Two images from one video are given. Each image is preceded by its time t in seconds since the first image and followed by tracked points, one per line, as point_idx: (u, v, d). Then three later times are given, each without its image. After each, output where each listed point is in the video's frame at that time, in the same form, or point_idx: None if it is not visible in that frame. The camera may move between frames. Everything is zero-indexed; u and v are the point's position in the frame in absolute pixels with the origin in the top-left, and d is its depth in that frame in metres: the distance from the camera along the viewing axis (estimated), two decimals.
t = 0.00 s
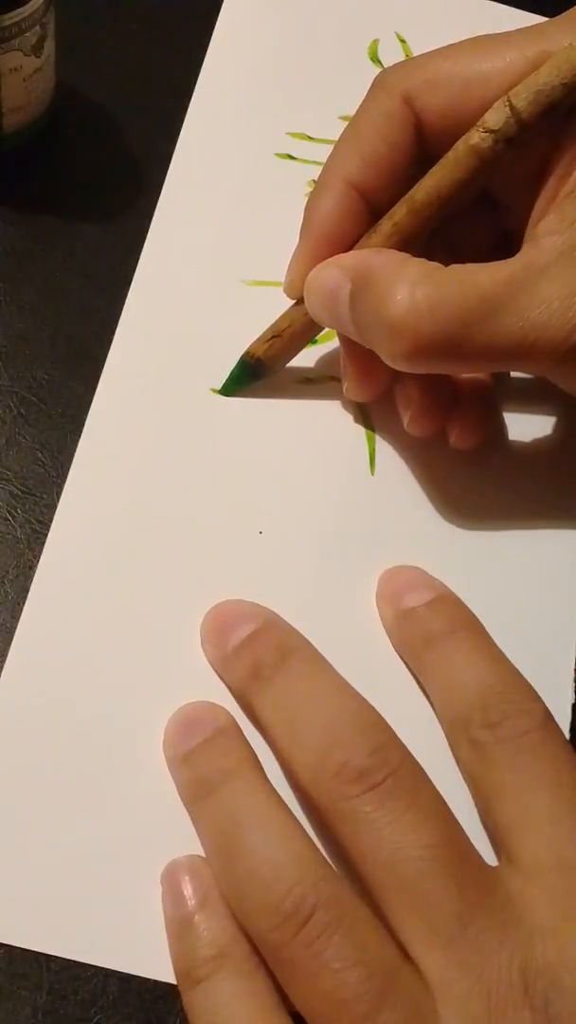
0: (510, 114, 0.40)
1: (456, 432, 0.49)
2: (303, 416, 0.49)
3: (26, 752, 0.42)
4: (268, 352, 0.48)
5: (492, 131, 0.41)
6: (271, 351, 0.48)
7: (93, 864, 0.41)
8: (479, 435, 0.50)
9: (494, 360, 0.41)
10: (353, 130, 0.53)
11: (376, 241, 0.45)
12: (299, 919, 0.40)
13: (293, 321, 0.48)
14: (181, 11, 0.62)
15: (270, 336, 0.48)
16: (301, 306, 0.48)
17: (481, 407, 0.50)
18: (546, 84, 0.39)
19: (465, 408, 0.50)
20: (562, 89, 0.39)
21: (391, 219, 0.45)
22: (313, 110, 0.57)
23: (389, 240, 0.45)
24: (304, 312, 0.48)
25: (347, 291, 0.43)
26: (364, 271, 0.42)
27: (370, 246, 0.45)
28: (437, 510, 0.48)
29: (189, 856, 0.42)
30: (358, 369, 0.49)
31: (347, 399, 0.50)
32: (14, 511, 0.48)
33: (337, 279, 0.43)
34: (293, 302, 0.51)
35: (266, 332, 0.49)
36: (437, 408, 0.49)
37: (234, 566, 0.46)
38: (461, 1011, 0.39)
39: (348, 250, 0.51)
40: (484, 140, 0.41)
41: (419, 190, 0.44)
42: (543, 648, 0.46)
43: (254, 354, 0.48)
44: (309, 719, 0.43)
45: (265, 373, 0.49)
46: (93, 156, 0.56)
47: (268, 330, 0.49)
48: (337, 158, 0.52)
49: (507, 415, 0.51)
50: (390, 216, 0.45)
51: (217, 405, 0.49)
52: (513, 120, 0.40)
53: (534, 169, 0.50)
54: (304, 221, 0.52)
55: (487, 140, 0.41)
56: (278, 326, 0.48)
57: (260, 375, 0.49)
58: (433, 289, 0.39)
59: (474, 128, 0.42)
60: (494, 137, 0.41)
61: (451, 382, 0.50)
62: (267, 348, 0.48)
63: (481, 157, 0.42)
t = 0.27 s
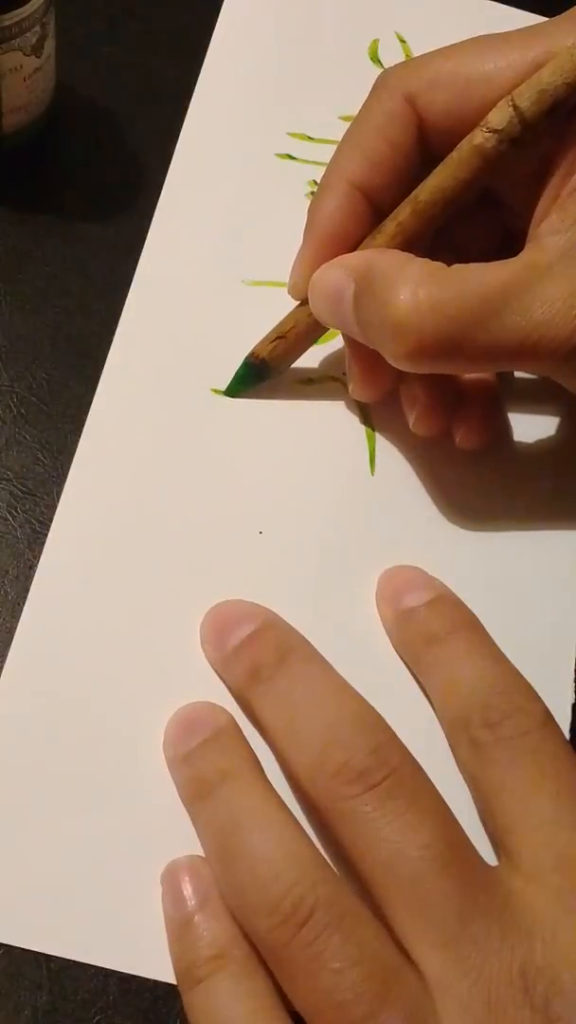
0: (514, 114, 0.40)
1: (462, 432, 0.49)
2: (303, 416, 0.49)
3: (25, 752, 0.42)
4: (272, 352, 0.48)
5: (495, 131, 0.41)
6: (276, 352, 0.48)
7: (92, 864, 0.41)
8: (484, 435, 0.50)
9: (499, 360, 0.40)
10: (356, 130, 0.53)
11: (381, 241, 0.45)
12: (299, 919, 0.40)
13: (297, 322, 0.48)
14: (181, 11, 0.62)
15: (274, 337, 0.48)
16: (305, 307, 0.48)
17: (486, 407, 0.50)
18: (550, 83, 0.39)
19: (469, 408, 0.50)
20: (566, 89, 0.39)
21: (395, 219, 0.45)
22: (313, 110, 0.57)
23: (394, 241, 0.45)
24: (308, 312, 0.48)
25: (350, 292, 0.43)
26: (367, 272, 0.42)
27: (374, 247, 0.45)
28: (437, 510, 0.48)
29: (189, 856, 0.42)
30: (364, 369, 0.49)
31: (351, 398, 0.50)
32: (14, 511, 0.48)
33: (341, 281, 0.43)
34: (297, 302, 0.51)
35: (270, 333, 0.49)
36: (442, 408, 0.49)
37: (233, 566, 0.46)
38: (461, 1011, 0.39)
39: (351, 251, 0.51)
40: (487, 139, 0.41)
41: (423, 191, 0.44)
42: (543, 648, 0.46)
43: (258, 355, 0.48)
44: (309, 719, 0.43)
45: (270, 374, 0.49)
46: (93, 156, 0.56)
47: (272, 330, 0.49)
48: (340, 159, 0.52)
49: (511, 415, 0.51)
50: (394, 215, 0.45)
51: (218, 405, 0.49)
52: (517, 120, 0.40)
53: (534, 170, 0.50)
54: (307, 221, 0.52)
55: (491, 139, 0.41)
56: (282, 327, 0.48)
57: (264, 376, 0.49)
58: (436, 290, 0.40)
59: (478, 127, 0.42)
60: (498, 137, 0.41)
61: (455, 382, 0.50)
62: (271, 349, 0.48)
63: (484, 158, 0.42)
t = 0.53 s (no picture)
0: (517, 114, 0.40)
1: (466, 432, 0.49)
2: (303, 416, 0.49)
3: (25, 752, 0.42)
4: (277, 353, 0.48)
5: (499, 131, 0.41)
6: (280, 353, 0.48)
7: (93, 864, 0.41)
8: (489, 436, 0.50)
9: (503, 359, 0.41)
10: (360, 130, 0.53)
11: (385, 242, 0.45)
12: (299, 919, 0.40)
13: (301, 322, 0.48)
14: (181, 11, 0.62)
15: (279, 338, 0.48)
16: (309, 307, 0.48)
17: (491, 407, 0.50)
18: (552, 84, 0.39)
19: (474, 408, 0.50)
20: (569, 88, 0.38)
21: (400, 219, 0.45)
22: (313, 110, 0.57)
23: (398, 241, 0.45)
24: (312, 313, 0.48)
25: (356, 292, 0.43)
26: (370, 272, 0.42)
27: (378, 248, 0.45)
28: (436, 510, 0.48)
29: (189, 856, 0.42)
30: (369, 369, 0.48)
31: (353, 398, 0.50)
32: (14, 511, 0.48)
33: (346, 281, 0.43)
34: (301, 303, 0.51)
35: (274, 334, 0.49)
36: (448, 409, 0.49)
37: (233, 565, 0.46)
38: (461, 1011, 0.39)
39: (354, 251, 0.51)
40: (491, 140, 0.41)
41: (427, 191, 0.44)
42: (543, 648, 0.46)
43: (263, 356, 0.48)
44: (309, 719, 0.43)
45: (274, 374, 0.49)
46: (94, 156, 0.56)
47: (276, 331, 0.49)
48: (344, 159, 0.52)
49: (514, 415, 0.51)
50: (398, 215, 0.45)
51: (218, 405, 0.49)
52: (521, 121, 0.40)
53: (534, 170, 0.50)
54: (311, 222, 0.52)
55: (495, 140, 0.41)
56: (286, 328, 0.48)
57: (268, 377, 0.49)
58: (440, 290, 0.40)
59: (482, 127, 0.42)
60: (502, 137, 0.41)
61: (461, 382, 0.50)
62: (275, 350, 0.48)
63: (487, 158, 0.42)
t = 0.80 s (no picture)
0: (522, 115, 0.40)
1: (470, 432, 0.49)
2: (303, 415, 0.49)
3: (25, 752, 0.42)
4: (282, 354, 0.48)
5: (504, 131, 0.41)
6: (286, 354, 0.48)
7: (93, 864, 0.41)
8: (493, 435, 0.50)
9: (507, 360, 0.41)
10: (365, 130, 0.53)
11: (390, 243, 0.45)
12: (299, 919, 0.40)
13: (307, 323, 0.48)
14: (182, 11, 0.62)
15: (284, 338, 0.48)
16: (314, 307, 0.48)
17: (495, 407, 0.50)
18: (557, 83, 0.38)
19: (478, 408, 0.50)
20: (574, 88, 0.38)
21: (404, 220, 0.45)
22: (313, 111, 0.57)
23: (403, 241, 0.45)
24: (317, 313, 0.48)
25: (360, 292, 0.43)
26: (375, 272, 0.42)
27: (383, 248, 0.45)
28: (437, 510, 0.48)
29: (190, 856, 0.42)
30: (374, 369, 0.49)
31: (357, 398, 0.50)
32: (14, 511, 0.48)
33: (351, 281, 0.43)
34: (306, 303, 0.51)
35: (279, 335, 0.49)
36: (452, 408, 0.49)
37: (233, 566, 0.46)
38: (461, 1011, 0.39)
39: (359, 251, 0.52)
40: (496, 140, 0.41)
41: (432, 192, 0.44)
42: (543, 649, 0.46)
43: (268, 357, 0.48)
44: (309, 719, 0.43)
45: (279, 375, 0.49)
46: (94, 156, 0.56)
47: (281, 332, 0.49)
48: (350, 160, 0.53)
49: (519, 416, 0.51)
50: (403, 216, 0.45)
51: (218, 405, 0.49)
52: (525, 120, 0.40)
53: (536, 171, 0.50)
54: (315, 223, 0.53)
55: (499, 140, 0.41)
56: (291, 328, 0.48)
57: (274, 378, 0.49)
58: (445, 290, 0.39)
59: (486, 127, 0.42)
60: (506, 137, 0.41)
61: (464, 383, 0.50)
62: (281, 350, 0.48)
63: (492, 157, 0.42)
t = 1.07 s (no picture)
0: (527, 115, 0.40)
1: (475, 432, 0.49)
2: (303, 415, 0.49)
3: (25, 752, 0.42)
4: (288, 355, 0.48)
5: (509, 132, 0.40)
6: (291, 354, 0.48)
7: (94, 864, 0.41)
8: (498, 435, 0.50)
9: (511, 360, 0.41)
10: (370, 130, 0.53)
11: (395, 244, 0.45)
12: (299, 919, 0.40)
13: (312, 324, 0.48)
14: (182, 11, 0.62)
15: (289, 340, 0.48)
16: (319, 308, 0.48)
17: (500, 407, 0.50)
18: (562, 84, 0.38)
19: (484, 408, 0.50)
20: None
21: (410, 221, 0.45)
22: (313, 111, 0.57)
23: (408, 242, 0.45)
24: (323, 314, 0.48)
25: (366, 293, 0.43)
26: (380, 272, 0.42)
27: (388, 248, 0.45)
28: (437, 510, 0.48)
29: (190, 856, 0.42)
30: (378, 369, 0.49)
31: (360, 398, 0.50)
32: (14, 511, 0.48)
33: (356, 282, 0.43)
34: (311, 304, 0.51)
35: (284, 336, 0.49)
36: (457, 409, 0.49)
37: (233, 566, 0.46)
38: (461, 1011, 0.39)
39: (364, 251, 0.51)
40: (501, 140, 0.41)
41: (437, 192, 0.44)
42: (544, 649, 0.46)
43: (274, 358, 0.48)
44: (309, 719, 0.43)
45: (285, 376, 0.49)
46: (94, 155, 0.56)
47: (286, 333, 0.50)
48: (354, 160, 0.53)
49: (524, 417, 0.51)
50: (408, 217, 0.45)
51: (218, 405, 0.49)
52: (531, 121, 0.40)
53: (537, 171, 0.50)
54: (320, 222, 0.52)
55: (504, 140, 0.41)
56: (296, 329, 0.49)
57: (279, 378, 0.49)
58: (450, 291, 0.39)
59: (492, 128, 0.41)
60: (512, 137, 0.41)
61: (470, 382, 0.50)
62: (286, 351, 0.48)
63: (497, 158, 0.42)
